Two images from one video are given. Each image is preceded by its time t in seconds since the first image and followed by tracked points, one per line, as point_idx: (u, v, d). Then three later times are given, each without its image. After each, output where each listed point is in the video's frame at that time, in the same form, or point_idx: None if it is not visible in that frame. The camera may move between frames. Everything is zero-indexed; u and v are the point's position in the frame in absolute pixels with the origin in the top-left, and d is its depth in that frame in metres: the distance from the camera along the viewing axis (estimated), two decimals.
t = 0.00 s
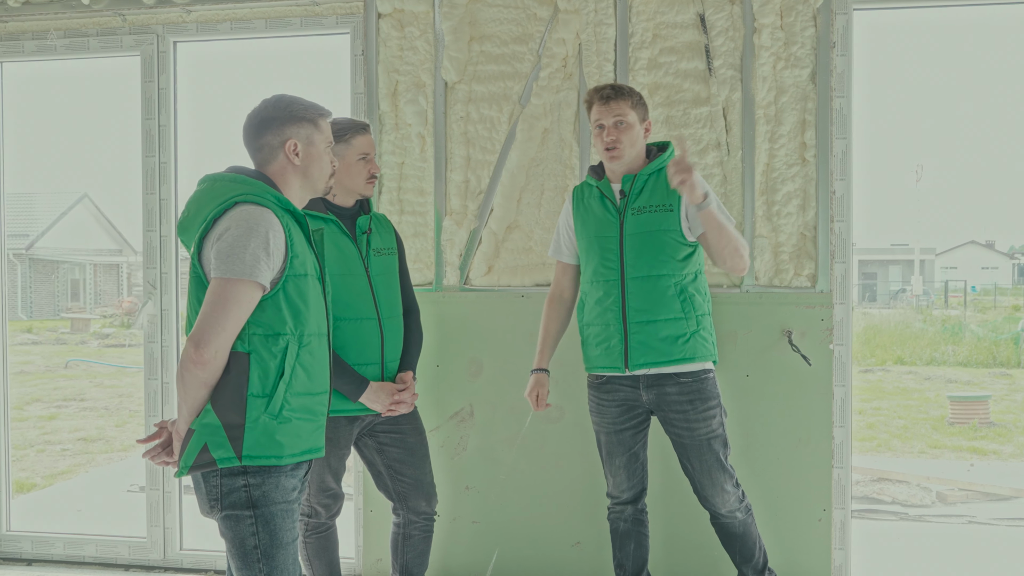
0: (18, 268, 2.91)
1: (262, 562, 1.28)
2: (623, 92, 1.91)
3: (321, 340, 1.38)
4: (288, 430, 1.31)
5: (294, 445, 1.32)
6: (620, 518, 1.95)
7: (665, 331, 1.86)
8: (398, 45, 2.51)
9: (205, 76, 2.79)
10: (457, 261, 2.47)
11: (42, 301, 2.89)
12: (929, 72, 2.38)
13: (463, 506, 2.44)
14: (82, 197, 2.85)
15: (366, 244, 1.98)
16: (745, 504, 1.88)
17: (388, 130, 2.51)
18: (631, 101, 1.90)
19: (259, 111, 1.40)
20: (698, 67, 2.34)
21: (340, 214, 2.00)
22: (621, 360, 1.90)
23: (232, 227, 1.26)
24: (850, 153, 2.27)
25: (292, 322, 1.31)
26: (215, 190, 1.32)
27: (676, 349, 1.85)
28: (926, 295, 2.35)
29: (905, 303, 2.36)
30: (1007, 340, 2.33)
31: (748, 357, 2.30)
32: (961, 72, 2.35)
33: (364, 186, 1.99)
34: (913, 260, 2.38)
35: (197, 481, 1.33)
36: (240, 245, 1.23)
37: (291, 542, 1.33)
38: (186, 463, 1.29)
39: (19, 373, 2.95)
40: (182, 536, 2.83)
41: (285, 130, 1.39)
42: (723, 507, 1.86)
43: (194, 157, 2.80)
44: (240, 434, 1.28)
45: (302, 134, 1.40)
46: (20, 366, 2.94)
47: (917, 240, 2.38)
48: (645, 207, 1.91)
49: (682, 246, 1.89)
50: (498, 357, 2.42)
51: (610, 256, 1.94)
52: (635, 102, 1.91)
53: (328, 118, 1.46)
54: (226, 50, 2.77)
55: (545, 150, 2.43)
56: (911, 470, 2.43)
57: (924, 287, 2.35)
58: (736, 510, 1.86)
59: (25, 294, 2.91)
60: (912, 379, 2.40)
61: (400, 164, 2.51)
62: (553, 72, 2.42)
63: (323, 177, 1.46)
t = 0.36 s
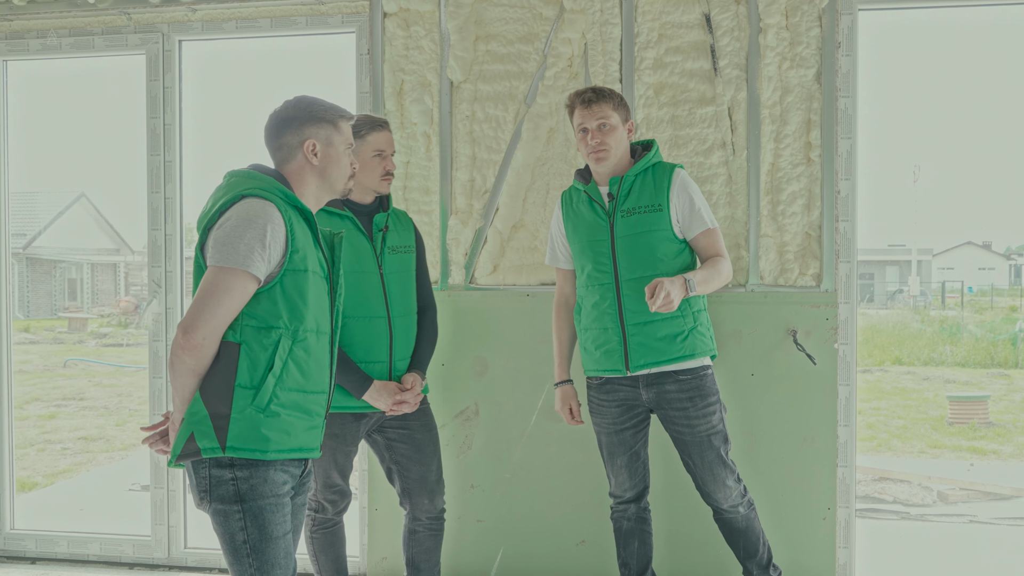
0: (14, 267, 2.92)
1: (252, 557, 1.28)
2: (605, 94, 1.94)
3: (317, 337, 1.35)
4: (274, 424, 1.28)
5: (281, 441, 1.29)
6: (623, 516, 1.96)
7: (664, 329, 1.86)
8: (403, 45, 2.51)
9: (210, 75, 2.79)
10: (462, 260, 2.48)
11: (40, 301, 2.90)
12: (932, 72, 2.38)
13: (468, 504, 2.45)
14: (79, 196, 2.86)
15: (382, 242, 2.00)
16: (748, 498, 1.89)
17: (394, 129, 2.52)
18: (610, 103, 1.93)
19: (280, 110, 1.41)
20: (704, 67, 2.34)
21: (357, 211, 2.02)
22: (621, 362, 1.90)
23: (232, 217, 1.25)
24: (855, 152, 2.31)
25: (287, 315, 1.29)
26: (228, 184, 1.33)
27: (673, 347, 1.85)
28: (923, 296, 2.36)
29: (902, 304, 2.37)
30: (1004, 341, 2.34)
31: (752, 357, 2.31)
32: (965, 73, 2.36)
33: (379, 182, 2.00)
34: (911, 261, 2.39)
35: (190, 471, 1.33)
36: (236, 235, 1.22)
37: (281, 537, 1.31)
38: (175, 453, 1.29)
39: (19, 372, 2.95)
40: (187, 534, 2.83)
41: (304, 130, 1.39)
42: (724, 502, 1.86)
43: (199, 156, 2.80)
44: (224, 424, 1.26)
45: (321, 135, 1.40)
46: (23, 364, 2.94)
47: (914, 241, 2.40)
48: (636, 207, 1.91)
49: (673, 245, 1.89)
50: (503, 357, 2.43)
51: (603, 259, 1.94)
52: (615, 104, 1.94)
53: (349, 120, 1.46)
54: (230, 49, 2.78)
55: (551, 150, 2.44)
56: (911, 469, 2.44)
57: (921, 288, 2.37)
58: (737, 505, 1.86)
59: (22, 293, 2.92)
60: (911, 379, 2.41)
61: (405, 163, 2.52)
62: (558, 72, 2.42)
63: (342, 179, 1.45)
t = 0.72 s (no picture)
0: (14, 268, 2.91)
1: (273, 548, 1.24)
2: (606, 95, 1.95)
3: (321, 333, 1.33)
4: (277, 417, 1.26)
5: (284, 434, 1.27)
6: (626, 515, 1.96)
7: (665, 329, 1.87)
8: (407, 44, 2.51)
9: (214, 74, 2.80)
10: (466, 260, 2.49)
11: (36, 300, 2.91)
12: (932, 73, 2.38)
13: (471, 503, 2.45)
14: (76, 195, 2.87)
15: (409, 238, 2.03)
16: (750, 497, 1.89)
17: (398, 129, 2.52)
18: (612, 103, 1.94)
19: (287, 106, 1.41)
20: (707, 68, 2.35)
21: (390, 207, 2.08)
22: (622, 361, 1.90)
23: (237, 210, 1.24)
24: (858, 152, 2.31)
25: (290, 309, 1.28)
26: (234, 178, 1.33)
27: (673, 346, 1.86)
28: (920, 298, 2.37)
29: (899, 305, 2.37)
30: (1001, 342, 2.35)
31: (755, 357, 2.32)
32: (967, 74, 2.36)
33: (404, 178, 2.03)
34: (908, 263, 2.39)
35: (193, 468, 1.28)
36: (240, 228, 1.21)
37: (299, 528, 1.29)
38: (176, 449, 1.25)
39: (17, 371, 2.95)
40: (189, 533, 2.83)
41: (310, 127, 1.40)
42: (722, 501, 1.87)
43: (203, 156, 2.81)
44: (227, 417, 1.24)
45: (327, 132, 1.40)
46: (24, 363, 2.94)
47: (911, 243, 2.39)
48: (636, 209, 1.92)
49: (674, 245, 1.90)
50: (507, 356, 2.44)
51: (604, 258, 1.94)
52: (618, 104, 1.95)
53: (355, 118, 1.46)
54: (234, 49, 2.78)
55: (555, 150, 2.44)
56: (911, 469, 2.44)
57: (917, 289, 2.37)
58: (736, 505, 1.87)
59: (16, 291, 2.92)
60: (909, 381, 2.41)
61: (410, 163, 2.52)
62: (563, 71, 2.43)
63: (348, 177, 1.45)
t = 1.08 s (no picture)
0: (13, 268, 2.90)
1: (267, 559, 1.22)
2: (617, 94, 1.96)
3: (325, 332, 1.34)
4: (293, 425, 1.27)
5: (300, 441, 1.28)
6: (630, 515, 1.96)
7: (671, 330, 1.86)
8: (410, 45, 2.52)
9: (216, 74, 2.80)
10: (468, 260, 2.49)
11: (32, 300, 2.91)
12: (932, 75, 2.39)
13: (473, 503, 2.45)
14: (72, 195, 2.87)
15: (438, 237, 2.06)
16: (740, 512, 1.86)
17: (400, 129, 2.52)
18: (620, 100, 1.94)
19: (261, 95, 1.37)
20: (709, 69, 2.36)
21: (419, 204, 2.11)
22: (626, 363, 1.90)
23: (230, 219, 1.20)
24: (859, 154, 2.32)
25: (295, 313, 1.27)
26: (216, 180, 1.28)
27: (679, 349, 1.85)
28: (916, 299, 2.38)
29: (895, 306, 2.38)
30: (998, 343, 2.36)
31: (757, 358, 2.32)
32: (967, 76, 2.37)
33: (427, 176, 2.05)
34: (904, 264, 2.39)
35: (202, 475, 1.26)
36: (237, 239, 1.17)
37: (295, 544, 1.27)
38: (189, 460, 1.22)
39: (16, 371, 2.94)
40: (190, 533, 2.83)
41: (287, 115, 1.36)
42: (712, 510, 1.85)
43: (204, 156, 2.81)
44: (245, 430, 1.22)
45: (304, 119, 1.37)
46: (25, 363, 2.93)
47: (907, 245, 2.40)
48: (644, 209, 1.92)
49: (682, 247, 1.89)
50: (508, 356, 2.44)
51: (611, 259, 1.95)
52: (626, 102, 1.95)
53: (332, 100, 1.43)
54: (236, 49, 2.78)
55: (557, 150, 2.45)
56: (911, 470, 2.44)
57: (914, 291, 2.38)
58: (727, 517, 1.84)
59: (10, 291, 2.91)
60: (907, 382, 2.41)
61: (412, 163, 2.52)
62: (566, 72, 2.43)
63: (328, 162, 1.44)
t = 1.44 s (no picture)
0: (11, 270, 2.89)
1: (245, 566, 1.19)
2: (642, 91, 1.94)
3: (307, 335, 1.30)
4: (276, 434, 1.23)
5: (285, 448, 1.25)
6: (636, 517, 1.95)
7: (686, 333, 1.86)
8: (410, 46, 2.52)
9: (216, 75, 2.80)
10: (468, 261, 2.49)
11: (31, 302, 2.91)
12: (930, 76, 2.39)
13: (472, 504, 2.46)
14: (70, 197, 2.88)
15: (448, 243, 2.05)
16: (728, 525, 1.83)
17: (401, 130, 2.53)
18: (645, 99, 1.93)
19: (233, 85, 1.27)
20: (709, 69, 2.36)
21: (435, 207, 2.10)
22: (637, 364, 1.91)
23: (203, 225, 1.14)
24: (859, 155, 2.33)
25: (275, 320, 1.22)
26: (187, 178, 1.22)
27: (694, 353, 1.85)
28: (913, 300, 2.39)
29: (892, 307, 2.38)
30: (995, 344, 2.36)
31: (758, 357, 2.32)
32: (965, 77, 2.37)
33: (436, 180, 2.05)
34: (901, 265, 2.40)
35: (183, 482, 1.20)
36: (211, 247, 1.12)
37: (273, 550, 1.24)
38: (172, 471, 1.17)
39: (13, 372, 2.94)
40: (190, 534, 2.83)
41: (262, 108, 1.27)
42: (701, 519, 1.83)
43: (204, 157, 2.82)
44: (228, 442, 1.18)
45: (281, 113, 1.28)
46: (24, 364, 2.93)
47: (905, 245, 2.40)
48: (665, 210, 1.92)
49: (703, 249, 1.89)
50: (508, 356, 2.44)
51: (629, 259, 1.96)
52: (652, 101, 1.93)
53: (311, 90, 1.33)
54: (236, 50, 2.78)
55: (557, 151, 2.46)
56: (910, 470, 2.45)
57: (910, 292, 2.39)
58: (712, 528, 1.82)
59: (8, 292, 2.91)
60: (905, 383, 2.42)
61: (413, 164, 2.53)
62: (566, 73, 2.44)
63: (306, 156, 1.35)
